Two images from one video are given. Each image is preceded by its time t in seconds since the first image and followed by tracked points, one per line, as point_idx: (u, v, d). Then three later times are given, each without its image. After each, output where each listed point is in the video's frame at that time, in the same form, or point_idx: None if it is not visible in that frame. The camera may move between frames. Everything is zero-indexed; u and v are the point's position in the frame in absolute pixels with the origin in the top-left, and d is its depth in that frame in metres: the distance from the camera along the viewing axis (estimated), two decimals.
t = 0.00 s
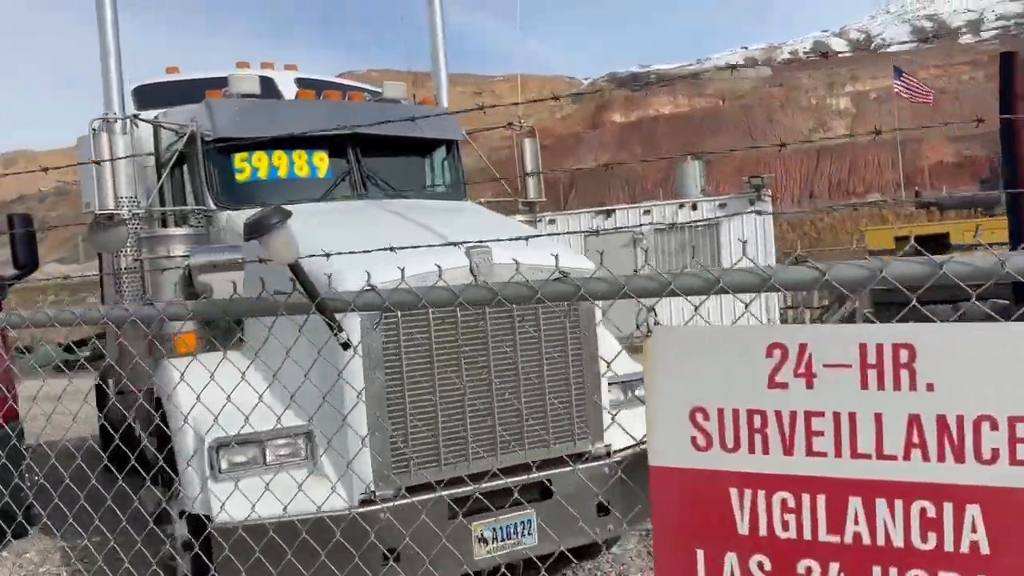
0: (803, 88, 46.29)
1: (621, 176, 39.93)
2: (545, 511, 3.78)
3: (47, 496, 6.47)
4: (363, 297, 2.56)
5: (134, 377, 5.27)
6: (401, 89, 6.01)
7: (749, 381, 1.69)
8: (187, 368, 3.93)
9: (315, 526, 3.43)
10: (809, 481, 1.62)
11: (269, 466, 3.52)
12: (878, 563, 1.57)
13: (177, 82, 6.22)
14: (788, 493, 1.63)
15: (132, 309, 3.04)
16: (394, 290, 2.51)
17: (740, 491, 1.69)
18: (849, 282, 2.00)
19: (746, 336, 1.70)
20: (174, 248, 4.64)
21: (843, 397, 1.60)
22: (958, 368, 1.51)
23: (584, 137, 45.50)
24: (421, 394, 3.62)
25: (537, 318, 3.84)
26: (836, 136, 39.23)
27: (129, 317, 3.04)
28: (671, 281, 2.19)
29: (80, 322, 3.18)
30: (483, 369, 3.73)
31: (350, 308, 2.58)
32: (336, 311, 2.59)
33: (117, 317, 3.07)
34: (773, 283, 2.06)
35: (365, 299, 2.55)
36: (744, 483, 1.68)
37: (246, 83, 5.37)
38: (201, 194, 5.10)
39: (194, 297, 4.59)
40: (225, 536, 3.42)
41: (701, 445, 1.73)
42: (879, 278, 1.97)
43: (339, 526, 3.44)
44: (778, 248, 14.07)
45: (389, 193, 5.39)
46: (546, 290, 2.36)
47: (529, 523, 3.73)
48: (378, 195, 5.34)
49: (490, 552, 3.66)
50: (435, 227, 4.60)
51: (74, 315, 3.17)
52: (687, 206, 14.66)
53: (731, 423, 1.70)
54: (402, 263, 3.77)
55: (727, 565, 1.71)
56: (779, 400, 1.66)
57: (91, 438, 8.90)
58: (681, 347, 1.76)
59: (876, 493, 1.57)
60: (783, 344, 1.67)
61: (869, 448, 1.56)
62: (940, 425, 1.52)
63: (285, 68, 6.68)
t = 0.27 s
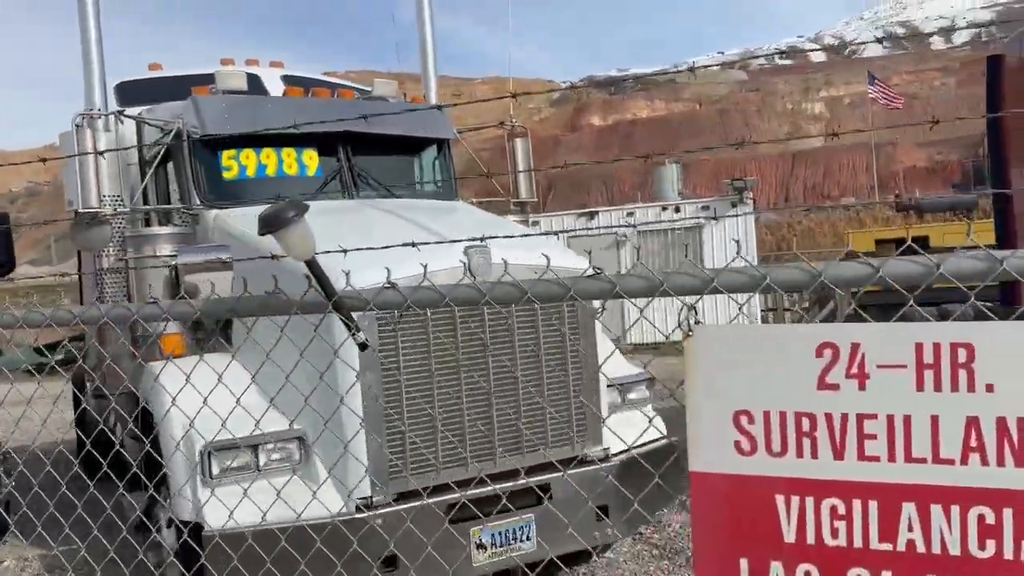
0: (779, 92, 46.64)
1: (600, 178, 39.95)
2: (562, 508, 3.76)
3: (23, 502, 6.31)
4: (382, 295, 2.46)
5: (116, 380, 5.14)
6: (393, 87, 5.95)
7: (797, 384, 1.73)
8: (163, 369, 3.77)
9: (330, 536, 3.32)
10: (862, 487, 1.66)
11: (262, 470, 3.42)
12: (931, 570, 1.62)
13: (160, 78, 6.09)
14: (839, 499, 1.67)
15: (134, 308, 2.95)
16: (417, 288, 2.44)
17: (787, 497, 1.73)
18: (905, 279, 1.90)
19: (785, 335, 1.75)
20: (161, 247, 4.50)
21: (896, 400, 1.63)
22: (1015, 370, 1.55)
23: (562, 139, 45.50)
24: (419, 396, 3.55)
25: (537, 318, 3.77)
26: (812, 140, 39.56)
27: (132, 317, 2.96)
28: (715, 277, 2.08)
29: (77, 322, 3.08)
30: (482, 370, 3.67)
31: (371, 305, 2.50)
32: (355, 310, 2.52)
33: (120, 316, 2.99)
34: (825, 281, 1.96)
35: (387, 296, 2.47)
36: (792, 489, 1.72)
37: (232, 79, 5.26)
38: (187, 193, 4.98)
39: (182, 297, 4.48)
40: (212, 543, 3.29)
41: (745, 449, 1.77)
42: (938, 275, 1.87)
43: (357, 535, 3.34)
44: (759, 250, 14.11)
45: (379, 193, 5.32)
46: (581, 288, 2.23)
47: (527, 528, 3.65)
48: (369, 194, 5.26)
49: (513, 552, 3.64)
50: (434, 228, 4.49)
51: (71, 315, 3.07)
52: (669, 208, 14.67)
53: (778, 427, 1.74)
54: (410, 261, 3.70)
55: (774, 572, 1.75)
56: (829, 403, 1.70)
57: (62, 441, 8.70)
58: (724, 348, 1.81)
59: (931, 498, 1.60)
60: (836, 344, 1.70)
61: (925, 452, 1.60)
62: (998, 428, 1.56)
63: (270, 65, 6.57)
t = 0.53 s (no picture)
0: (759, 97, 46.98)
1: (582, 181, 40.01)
2: (572, 508, 3.75)
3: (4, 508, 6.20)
4: (394, 299, 2.44)
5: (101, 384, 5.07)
6: (382, 89, 5.92)
7: (824, 392, 1.76)
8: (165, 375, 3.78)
9: (340, 545, 3.31)
10: (886, 495, 1.70)
11: (254, 476, 3.38)
12: None
13: (144, 78, 6.00)
14: (863, 508, 1.72)
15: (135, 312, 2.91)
16: (430, 293, 2.40)
17: (810, 506, 1.77)
18: (928, 284, 1.91)
19: (830, 337, 1.76)
20: (148, 249, 4.43)
21: (924, 408, 1.67)
22: None
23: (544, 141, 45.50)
24: (413, 401, 3.52)
25: (531, 323, 3.75)
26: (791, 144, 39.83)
27: (133, 321, 2.91)
28: (739, 283, 2.05)
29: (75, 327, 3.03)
30: (476, 375, 3.65)
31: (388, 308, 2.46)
32: (365, 314, 2.49)
33: (120, 321, 2.94)
34: (849, 286, 1.96)
35: (400, 300, 2.44)
36: (815, 498, 1.76)
37: (219, 79, 5.19)
38: (175, 194, 4.92)
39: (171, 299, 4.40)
40: (211, 551, 3.26)
41: (769, 457, 1.81)
42: (962, 281, 1.89)
43: (367, 544, 3.33)
44: (742, 254, 14.17)
45: (370, 195, 5.28)
46: (597, 293, 2.23)
47: (521, 533, 3.62)
48: (359, 196, 5.22)
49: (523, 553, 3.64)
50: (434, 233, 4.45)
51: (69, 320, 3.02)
52: (653, 211, 14.70)
53: (803, 436, 1.78)
54: (425, 264, 3.71)
55: None
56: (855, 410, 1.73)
57: (37, 445, 8.55)
58: (755, 354, 1.84)
59: (956, 507, 1.65)
60: (861, 351, 1.73)
61: (952, 460, 1.65)
62: None
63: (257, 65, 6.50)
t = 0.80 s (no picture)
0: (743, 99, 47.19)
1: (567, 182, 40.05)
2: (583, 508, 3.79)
3: None
4: (404, 299, 2.45)
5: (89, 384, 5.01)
6: (374, 89, 5.92)
7: (835, 391, 1.79)
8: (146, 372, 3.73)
9: (344, 545, 3.30)
10: (896, 494, 1.74)
11: (245, 477, 3.34)
12: None
13: (133, 76, 5.95)
14: (874, 507, 1.75)
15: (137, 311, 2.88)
16: (439, 292, 2.42)
17: (820, 505, 1.80)
18: (937, 286, 1.97)
19: (825, 340, 1.82)
20: (139, 248, 4.39)
21: (934, 407, 1.72)
22: None
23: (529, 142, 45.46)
24: (408, 401, 3.52)
25: (526, 323, 3.76)
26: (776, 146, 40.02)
27: (137, 320, 2.88)
28: (750, 283, 2.08)
29: (75, 326, 2.99)
30: (471, 375, 3.65)
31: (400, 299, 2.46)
32: (373, 314, 2.49)
33: (122, 320, 2.91)
34: (860, 287, 2.01)
35: (409, 299, 2.44)
36: (825, 497, 1.80)
37: (210, 78, 5.16)
38: (165, 192, 4.89)
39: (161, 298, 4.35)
40: (214, 551, 3.22)
41: (779, 457, 1.84)
42: (972, 282, 1.94)
43: (373, 545, 3.34)
44: (729, 255, 14.21)
45: (363, 194, 5.26)
46: (607, 292, 2.24)
47: (518, 533, 3.64)
48: (350, 195, 5.20)
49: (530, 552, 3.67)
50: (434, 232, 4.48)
51: (69, 319, 2.99)
52: (640, 213, 14.73)
53: (813, 436, 1.81)
54: (432, 262, 3.72)
55: None
56: (866, 409, 1.77)
57: (16, 446, 8.44)
58: (765, 354, 1.87)
59: (966, 506, 1.70)
60: (872, 351, 1.77)
61: (961, 459, 1.69)
62: None
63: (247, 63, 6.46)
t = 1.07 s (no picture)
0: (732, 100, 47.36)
1: (557, 182, 40.11)
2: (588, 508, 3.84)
3: None
4: (406, 297, 2.44)
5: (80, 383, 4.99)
6: (368, 88, 5.92)
7: (837, 389, 1.81)
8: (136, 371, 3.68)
9: (346, 543, 3.31)
10: (897, 491, 1.76)
11: (240, 476, 3.34)
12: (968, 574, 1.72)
13: (125, 74, 5.93)
14: (876, 504, 1.77)
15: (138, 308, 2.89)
16: (440, 290, 2.44)
17: (822, 502, 1.82)
18: (938, 285, 1.99)
19: (813, 338, 1.84)
20: (132, 246, 4.36)
21: (935, 405, 1.73)
22: None
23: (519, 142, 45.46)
24: (403, 399, 3.52)
25: (521, 322, 3.76)
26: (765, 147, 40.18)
27: (136, 318, 2.88)
28: (753, 282, 2.10)
29: (75, 324, 2.99)
30: (465, 373, 3.65)
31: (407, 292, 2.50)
32: (375, 311, 2.50)
33: (123, 318, 2.91)
34: (863, 286, 2.02)
35: (410, 297, 2.43)
36: (827, 494, 1.81)
37: (202, 76, 5.14)
38: (158, 191, 4.87)
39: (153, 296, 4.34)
40: (214, 549, 3.21)
41: (781, 454, 1.85)
42: (974, 282, 1.97)
43: (376, 543, 3.35)
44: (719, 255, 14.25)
45: (356, 193, 5.25)
46: (610, 291, 2.25)
47: (509, 533, 3.64)
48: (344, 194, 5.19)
49: (533, 549, 3.71)
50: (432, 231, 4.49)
51: (68, 316, 2.98)
52: (631, 213, 14.76)
53: (816, 433, 1.82)
54: (435, 259, 3.74)
55: None
56: (868, 406, 1.78)
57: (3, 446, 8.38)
58: (764, 352, 1.88)
59: (966, 503, 1.71)
60: (874, 348, 1.79)
61: (962, 456, 1.71)
62: None
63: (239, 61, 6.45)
